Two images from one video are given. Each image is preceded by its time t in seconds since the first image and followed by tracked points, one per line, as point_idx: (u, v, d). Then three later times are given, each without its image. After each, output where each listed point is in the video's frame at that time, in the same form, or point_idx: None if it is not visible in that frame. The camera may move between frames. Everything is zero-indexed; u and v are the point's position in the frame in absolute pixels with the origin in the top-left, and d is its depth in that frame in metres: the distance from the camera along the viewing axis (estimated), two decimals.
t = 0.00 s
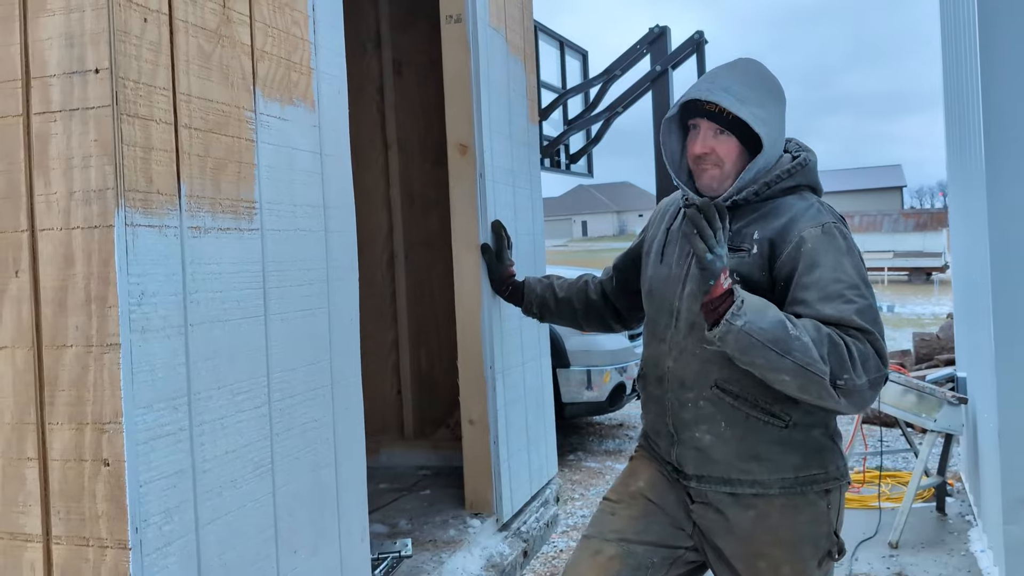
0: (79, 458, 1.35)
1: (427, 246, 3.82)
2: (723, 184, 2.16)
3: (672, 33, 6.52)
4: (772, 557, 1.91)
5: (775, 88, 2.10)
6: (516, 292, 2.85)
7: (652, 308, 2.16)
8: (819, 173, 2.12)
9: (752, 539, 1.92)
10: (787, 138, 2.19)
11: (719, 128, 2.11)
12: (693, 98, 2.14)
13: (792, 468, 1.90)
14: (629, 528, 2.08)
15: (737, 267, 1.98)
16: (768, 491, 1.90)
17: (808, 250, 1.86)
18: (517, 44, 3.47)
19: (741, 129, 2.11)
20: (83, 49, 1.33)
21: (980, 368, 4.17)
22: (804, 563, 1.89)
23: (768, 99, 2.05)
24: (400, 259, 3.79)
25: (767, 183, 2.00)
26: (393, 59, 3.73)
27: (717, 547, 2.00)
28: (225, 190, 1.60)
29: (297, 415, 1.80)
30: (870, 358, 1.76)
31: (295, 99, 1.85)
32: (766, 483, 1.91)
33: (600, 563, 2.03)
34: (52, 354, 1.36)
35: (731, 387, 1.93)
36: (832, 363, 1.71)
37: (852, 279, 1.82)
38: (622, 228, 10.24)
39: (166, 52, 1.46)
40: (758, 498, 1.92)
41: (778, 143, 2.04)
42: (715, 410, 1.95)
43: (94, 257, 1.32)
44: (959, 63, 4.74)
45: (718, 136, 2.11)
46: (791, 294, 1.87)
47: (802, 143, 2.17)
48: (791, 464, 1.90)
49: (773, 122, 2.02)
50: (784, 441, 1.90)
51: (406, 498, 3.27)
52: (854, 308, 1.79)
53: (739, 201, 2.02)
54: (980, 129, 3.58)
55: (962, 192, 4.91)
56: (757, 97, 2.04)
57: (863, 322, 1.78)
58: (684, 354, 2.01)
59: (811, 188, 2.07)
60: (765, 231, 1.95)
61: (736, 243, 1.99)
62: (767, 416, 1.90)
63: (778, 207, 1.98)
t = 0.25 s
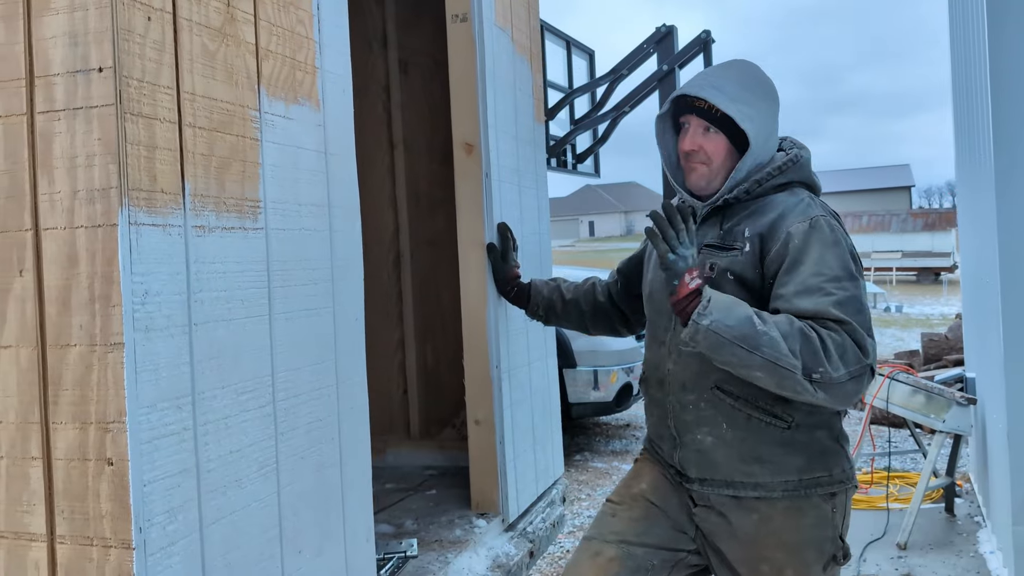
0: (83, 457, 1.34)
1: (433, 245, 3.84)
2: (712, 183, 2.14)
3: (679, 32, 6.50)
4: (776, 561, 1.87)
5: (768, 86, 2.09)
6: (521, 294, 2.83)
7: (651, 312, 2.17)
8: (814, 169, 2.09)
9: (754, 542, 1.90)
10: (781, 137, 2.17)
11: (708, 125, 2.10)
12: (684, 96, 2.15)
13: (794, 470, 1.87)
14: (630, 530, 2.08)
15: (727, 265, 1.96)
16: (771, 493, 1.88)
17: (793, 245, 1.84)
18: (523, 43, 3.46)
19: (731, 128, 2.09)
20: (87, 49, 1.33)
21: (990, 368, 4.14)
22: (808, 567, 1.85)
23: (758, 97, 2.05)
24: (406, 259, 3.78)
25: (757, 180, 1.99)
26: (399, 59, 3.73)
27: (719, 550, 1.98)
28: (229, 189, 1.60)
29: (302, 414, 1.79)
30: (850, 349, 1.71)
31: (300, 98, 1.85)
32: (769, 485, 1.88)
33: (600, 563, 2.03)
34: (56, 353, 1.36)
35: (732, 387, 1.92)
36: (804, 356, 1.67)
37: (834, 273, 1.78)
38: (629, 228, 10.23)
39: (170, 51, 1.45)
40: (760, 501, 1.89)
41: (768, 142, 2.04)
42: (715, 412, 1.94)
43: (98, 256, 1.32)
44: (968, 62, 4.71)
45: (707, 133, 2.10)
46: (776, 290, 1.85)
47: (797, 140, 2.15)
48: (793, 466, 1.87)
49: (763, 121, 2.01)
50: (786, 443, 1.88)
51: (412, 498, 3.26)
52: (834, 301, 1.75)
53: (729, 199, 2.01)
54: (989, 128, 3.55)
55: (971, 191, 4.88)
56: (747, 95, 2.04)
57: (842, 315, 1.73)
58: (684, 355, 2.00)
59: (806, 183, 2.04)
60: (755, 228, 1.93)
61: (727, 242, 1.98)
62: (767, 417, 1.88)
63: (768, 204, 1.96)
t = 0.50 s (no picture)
0: (90, 457, 1.35)
1: (440, 245, 3.83)
2: (690, 181, 2.16)
3: (685, 32, 6.48)
4: (774, 561, 1.88)
5: (750, 83, 2.07)
6: (527, 294, 2.84)
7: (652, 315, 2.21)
8: (802, 166, 2.04)
9: (751, 542, 1.90)
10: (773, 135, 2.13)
11: (683, 121, 2.13)
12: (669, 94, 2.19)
13: (790, 472, 1.86)
14: (629, 525, 2.11)
15: (710, 267, 1.97)
16: (767, 494, 1.87)
17: (763, 244, 1.82)
18: (529, 43, 3.45)
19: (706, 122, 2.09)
20: (94, 49, 1.33)
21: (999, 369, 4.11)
22: (806, 568, 1.85)
23: (737, 94, 2.05)
24: (412, 259, 3.78)
25: (738, 180, 1.97)
26: (405, 59, 3.73)
27: (720, 549, 1.98)
28: (236, 189, 1.60)
29: (308, 414, 1.79)
30: (812, 346, 1.68)
31: (307, 98, 1.85)
32: (765, 487, 1.87)
33: (597, 557, 2.07)
34: (63, 352, 1.37)
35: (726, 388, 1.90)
36: (764, 355, 1.67)
37: (800, 271, 1.74)
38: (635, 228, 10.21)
39: (176, 51, 1.46)
40: (756, 502, 1.88)
41: (760, 141, 2.06)
42: (709, 413, 1.93)
43: (105, 256, 1.32)
44: (976, 61, 4.69)
45: (682, 126, 2.12)
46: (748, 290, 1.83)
47: (788, 138, 2.10)
48: (788, 467, 1.86)
49: (753, 121, 2.03)
50: (781, 445, 1.86)
51: (418, 497, 3.27)
52: (800, 298, 1.72)
53: (712, 201, 2.00)
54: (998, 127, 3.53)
55: (979, 191, 4.85)
56: (724, 92, 2.04)
57: (807, 313, 1.70)
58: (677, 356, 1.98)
59: (790, 180, 2.00)
60: (733, 229, 1.93)
61: (710, 244, 1.98)
62: (761, 419, 1.86)
63: (747, 204, 1.94)
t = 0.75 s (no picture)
0: (101, 457, 1.35)
1: (446, 245, 3.84)
2: (697, 170, 2.12)
3: (692, 31, 6.47)
4: (767, 563, 1.83)
5: (765, 82, 2.02)
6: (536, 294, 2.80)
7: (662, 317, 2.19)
8: (807, 167, 1.94)
9: (744, 542, 1.88)
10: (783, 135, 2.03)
11: (700, 110, 2.12)
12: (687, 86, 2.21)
13: (780, 475, 1.82)
14: (625, 517, 2.12)
15: (698, 271, 1.91)
16: (758, 497, 1.84)
17: (739, 249, 1.75)
18: (536, 43, 3.45)
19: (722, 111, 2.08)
20: (105, 50, 1.34)
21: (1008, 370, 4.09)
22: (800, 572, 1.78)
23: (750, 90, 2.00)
24: (419, 259, 3.78)
25: (733, 183, 1.91)
26: (412, 60, 3.73)
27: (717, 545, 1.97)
28: (245, 190, 1.60)
29: (317, 414, 1.80)
30: (753, 357, 1.59)
31: (315, 99, 1.85)
32: (755, 489, 1.84)
33: (590, 545, 2.09)
34: (73, 353, 1.37)
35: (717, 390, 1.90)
36: (703, 365, 1.61)
37: (761, 277, 1.64)
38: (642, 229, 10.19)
39: (186, 53, 1.46)
40: (748, 504, 1.86)
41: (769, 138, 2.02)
42: (701, 415, 1.93)
43: (115, 257, 1.33)
44: (984, 60, 4.66)
45: (697, 116, 2.12)
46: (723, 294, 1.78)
47: (798, 139, 1.99)
48: (778, 470, 1.82)
49: (764, 117, 1.97)
50: (772, 448, 1.83)
51: (425, 498, 3.27)
52: (752, 305, 1.62)
53: (709, 203, 1.96)
54: (1007, 126, 3.51)
55: (988, 190, 4.82)
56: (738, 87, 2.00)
57: (757, 321, 1.60)
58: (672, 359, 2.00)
59: (790, 181, 1.90)
60: (720, 232, 1.87)
61: (702, 247, 1.94)
62: (751, 421, 1.84)
63: (740, 209, 1.88)
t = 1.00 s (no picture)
0: (112, 457, 1.36)
1: (453, 246, 3.83)
2: (711, 171, 2.12)
3: (698, 31, 6.46)
4: (780, 562, 1.82)
5: (775, 82, 2.01)
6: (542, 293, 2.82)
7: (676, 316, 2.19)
8: (822, 166, 1.94)
9: (756, 541, 1.87)
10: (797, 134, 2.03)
11: (711, 112, 2.12)
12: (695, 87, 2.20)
13: (792, 474, 1.82)
14: (637, 516, 2.12)
15: (714, 272, 1.91)
16: (770, 497, 1.84)
17: (757, 252, 1.75)
18: (542, 43, 3.45)
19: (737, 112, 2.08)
20: (116, 52, 1.34)
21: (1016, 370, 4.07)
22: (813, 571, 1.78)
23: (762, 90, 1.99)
24: (426, 259, 3.78)
25: (749, 184, 1.91)
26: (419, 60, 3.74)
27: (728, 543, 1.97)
28: (256, 191, 1.61)
29: (325, 415, 1.80)
30: (784, 367, 1.61)
31: (324, 100, 1.86)
32: (767, 489, 1.84)
33: (599, 543, 2.10)
34: (85, 353, 1.38)
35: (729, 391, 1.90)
36: (734, 378, 1.62)
37: (784, 282, 1.65)
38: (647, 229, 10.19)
39: (197, 54, 1.47)
40: (761, 503, 1.86)
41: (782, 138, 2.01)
42: (712, 416, 1.93)
43: (127, 258, 1.33)
44: (991, 60, 4.65)
45: (709, 119, 2.12)
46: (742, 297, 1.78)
47: (812, 137, 2.00)
48: (791, 470, 1.82)
49: (778, 117, 1.97)
50: (784, 448, 1.83)
51: (432, 498, 3.27)
52: (778, 311, 1.63)
53: (726, 204, 1.96)
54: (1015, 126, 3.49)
55: (996, 190, 4.81)
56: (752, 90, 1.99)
57: (783, 329, 1.62)
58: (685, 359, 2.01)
59: (806, 182, 1.91)
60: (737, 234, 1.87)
61: (718, 249, 1.94)
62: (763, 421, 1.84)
63: (757, 210, 1.88)
